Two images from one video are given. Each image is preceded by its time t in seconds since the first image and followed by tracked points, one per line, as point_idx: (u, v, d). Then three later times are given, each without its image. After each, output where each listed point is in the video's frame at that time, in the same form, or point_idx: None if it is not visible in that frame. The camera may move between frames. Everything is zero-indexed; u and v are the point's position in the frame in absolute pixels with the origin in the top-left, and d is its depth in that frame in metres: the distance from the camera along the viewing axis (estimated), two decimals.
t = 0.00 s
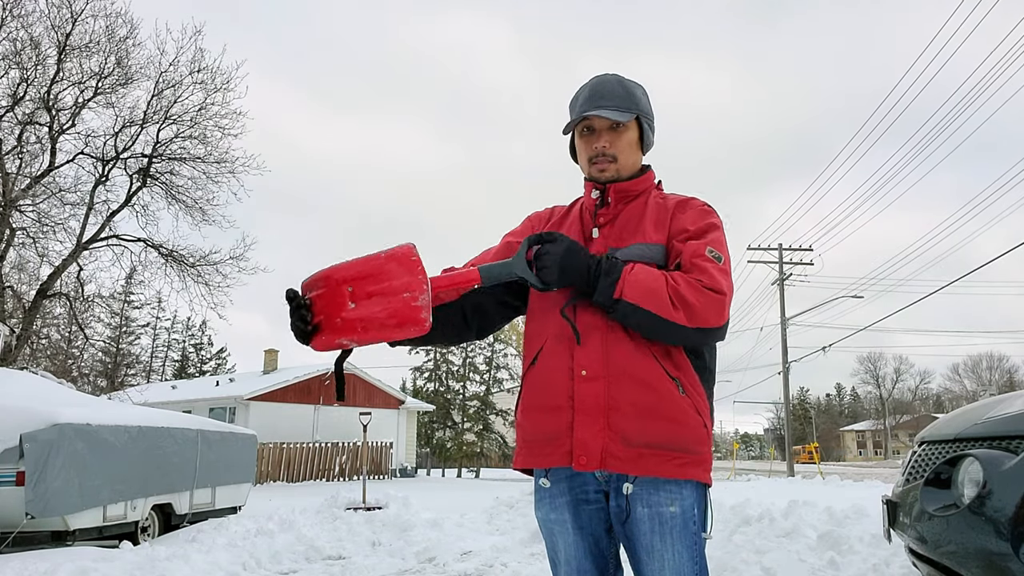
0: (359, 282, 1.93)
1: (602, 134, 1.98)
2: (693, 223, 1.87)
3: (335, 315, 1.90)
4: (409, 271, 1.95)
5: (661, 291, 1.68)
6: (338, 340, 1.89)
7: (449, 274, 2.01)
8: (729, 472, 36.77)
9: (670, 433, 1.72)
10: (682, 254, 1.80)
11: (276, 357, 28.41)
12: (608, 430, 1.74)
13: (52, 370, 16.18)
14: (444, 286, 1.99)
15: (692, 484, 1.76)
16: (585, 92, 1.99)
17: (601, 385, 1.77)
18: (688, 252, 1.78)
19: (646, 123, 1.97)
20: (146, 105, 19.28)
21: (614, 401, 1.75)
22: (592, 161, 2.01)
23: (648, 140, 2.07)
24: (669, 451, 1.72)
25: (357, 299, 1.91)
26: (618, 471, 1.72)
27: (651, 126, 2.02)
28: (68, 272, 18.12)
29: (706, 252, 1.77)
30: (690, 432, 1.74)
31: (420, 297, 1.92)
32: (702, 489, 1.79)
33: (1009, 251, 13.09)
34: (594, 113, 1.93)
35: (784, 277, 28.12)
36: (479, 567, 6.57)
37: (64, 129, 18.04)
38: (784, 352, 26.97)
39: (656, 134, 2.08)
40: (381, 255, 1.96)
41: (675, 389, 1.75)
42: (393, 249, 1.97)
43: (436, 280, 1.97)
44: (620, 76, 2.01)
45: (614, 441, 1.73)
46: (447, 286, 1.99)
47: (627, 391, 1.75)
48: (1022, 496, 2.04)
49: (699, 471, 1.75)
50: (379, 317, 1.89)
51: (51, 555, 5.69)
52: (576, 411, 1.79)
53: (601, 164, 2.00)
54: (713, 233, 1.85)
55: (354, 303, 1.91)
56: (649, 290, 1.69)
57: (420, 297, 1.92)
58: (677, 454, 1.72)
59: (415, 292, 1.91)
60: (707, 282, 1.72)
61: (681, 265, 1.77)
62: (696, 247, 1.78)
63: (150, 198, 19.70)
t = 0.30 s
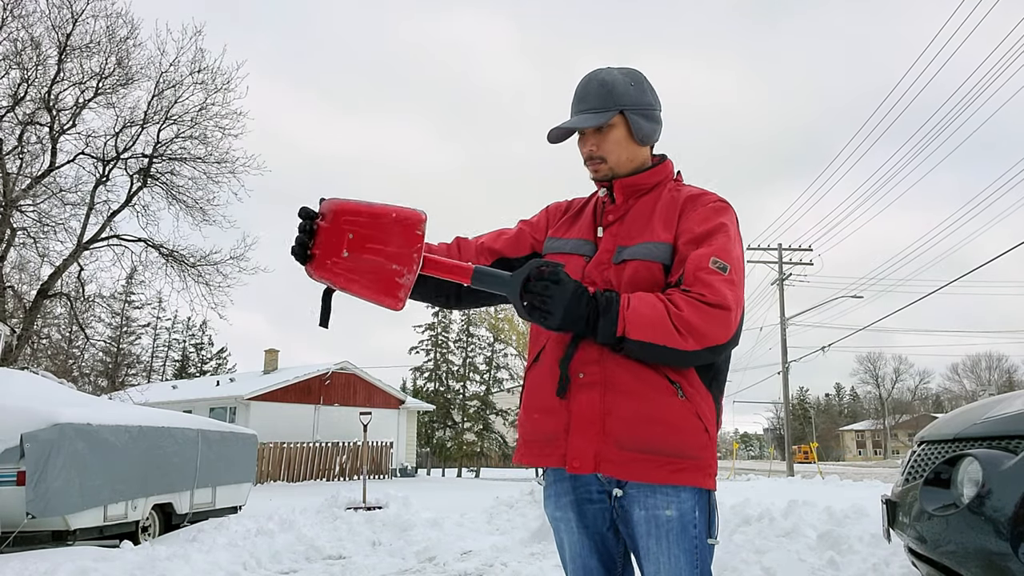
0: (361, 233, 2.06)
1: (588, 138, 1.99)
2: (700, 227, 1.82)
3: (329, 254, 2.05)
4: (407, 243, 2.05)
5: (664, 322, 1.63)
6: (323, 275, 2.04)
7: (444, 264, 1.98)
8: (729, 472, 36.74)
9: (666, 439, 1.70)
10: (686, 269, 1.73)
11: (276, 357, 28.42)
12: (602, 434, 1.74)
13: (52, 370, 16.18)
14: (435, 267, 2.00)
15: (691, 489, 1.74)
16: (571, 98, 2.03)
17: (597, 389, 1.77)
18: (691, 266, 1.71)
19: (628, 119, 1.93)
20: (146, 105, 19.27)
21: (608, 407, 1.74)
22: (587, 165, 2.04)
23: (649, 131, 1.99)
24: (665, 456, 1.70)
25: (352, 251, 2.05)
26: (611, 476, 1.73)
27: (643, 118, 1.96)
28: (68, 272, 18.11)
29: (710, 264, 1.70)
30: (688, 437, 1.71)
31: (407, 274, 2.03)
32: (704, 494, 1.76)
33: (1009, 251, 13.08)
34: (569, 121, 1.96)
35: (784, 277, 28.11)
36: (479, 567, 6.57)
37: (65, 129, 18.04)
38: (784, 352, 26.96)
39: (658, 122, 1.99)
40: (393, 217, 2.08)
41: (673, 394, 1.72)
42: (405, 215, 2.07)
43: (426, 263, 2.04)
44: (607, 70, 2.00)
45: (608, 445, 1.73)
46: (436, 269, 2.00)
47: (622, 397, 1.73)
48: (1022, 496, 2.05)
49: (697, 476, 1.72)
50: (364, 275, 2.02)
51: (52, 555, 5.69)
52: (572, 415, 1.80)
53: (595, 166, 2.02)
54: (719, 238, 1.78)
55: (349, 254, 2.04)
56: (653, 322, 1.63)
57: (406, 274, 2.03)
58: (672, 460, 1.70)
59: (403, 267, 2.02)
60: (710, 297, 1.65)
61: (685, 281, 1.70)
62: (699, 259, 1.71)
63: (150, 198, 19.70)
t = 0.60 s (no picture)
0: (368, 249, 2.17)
1: (597, 132, 1.99)
2: (715, 222, 1.79)
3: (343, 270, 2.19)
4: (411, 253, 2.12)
5: (678, 327, 1.60)
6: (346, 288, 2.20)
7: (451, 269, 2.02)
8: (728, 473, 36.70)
9: (670, 441, 1.69)
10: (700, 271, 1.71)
11: (276, 357, 28.43)
12: (605, 435, 1.74)
13: (52, 370, 16.19)
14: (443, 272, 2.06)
15: (697, 492, 1.72)
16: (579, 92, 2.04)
17: (602, 390, 1.77)
18: (708, 268, 1.69)
19: (638, 111, 1.92)
20: (147, 105, 19.27)
21: (612, 408, 1.74)
22: (597, 159, 2.04)
23: (660, 123, 1.97)
24: (667, 459, 1.69)
25: (365, 267, 2.15)
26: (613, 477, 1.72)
27: (652, 110, 1.95)
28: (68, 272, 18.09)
29: (729, 266, 1.68)
30: (693, 439, 1.69)
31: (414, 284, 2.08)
32: (711, 497, 1.75)
33: (1009, 251, 13.06)
34: (576, 115, 1.97)
35: (784, 277, 28.09)
36: (479, 567, 6.56)
37: (65, 129, 18.04)
38: (784, 351, 26.93)
39: (669, 115, 1.98)
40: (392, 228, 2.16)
41: (680, 395, 1.70)
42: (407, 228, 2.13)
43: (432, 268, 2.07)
44: (616, 64, 2.00)
45: (611, 447, 1.73)
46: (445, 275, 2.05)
47: (626, 398, 1.73)
48: (1022, 496, 2.05)
49: (702, 478, 1.70)
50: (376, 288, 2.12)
51: (52, 555, 5.69)
52: (577, 415, 1.80)
53: (605, 160, 2.02)
54: (734, 236, 1.76)
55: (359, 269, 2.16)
56: (672, 326, 1.61)
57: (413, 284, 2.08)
58: (675, 462, 1.69)
59: (410, 277, 2.07)
60: (727, 301, 1.64)
61: (699, 284, 1.68)
62: (717, 260, 1.69)
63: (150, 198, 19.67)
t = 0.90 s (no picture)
0: (376, 260, 2.17)
1: (632, 115, 1.97)
2: (722, 213, 1.80)
3: (354, 282, 2.20)
4: (422, 256, 2.15)
5: (679, 286, 1.62)
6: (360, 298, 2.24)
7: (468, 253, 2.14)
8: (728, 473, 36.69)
9: (681, 436, 1.69)
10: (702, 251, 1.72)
11: (276, 357, 28.43)
12: (615, 430, 1.75)
13: (52, 370, 16.20)
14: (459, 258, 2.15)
15: (707, 490, 1.72)
16: (613, 73, 2.00)
17: (612, 383, 1.77)
18: (709, 248, 1.71)
19: (680, 102, 1.96)
20: (146, 105, 19.26)
21: (622, 401, 1.74)
22: (624, 145, 2.01)
23: (686, 120, 2.04)
24: (679, 455, 1.69)
25: (377, 276, 2.19)
26: (623, 472, 1.73)
27: (687, 106, 2.00)
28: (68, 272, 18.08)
29: (729, 246, 1.69)
30: (703, 435, 1.70)
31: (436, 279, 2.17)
32: (720, 496, 1.75)
33: (1010, 251, 13.06)
34: (623, 94, 1.94)
35: (784, 277, 28.08)
36: (479, 567, 6.56)
37: (65, 129, 18.04)
38: (784, 352, 26.92)
39: (695, 113, 2.05)
40: (395, 238, 2.15)
41: (692, 389, 1.71)
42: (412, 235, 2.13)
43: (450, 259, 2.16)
44: (652, 53, 2.01)
45: (621, 442, 1.73)
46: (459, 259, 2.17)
47: (636, 391, 1.73)
48: (1022, 495, 2.05)
49: (713, 474, 1.70)
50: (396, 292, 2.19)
51: (52, 555, 5.69)
52: (586, 410, 1.80)
53: (633, 147, 2.00)
54: (742, 224, 1.77)
55: (374, 278, 2.19)
56: (668, 281, 1.63)
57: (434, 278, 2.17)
58: (687, 459, 1.69)
59: (430, 275, 2.15)
60: (725, 278, 1.63)
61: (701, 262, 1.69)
62: (717, 242, 1.70)
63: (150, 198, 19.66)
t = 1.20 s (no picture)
0: (381, 243, 2.11)
1: (643, 113, 1.97)
2: (732, 217, 1.81)
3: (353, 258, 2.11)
4: (427, 249, 2.09)
5: (692, 306, 1.62)
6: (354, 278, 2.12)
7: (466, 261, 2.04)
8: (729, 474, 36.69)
9: (690, 439, 1.69)
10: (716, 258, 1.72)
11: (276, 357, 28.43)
12: (622, 432, 1.74)
13: (52, 370, 16.21)
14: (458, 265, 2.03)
15: (712, 492, 1.72)
16: (625, 69, 1.97)
17: (618, 386, 1.77)
18: (723, 255, 1.71)
19: (690, 103, 1.96)
20: (146, 105, 19.26)
21: (630, 403, 1.74)
22: (633, 143, 2.00)
23: (692, 121, 2.05)
24: (687, 457, 1.69)
25: (377, 259, 2.10)
26: (629, 474, 1.72)
27: (694, 106, 2.01)
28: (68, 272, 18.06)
29: (744, 254, 1.69)
30: (711, 437, 1.70)
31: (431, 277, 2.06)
32: (725, 497, 1.75)
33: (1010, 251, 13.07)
34: (637, 91, 1.92)
35: (784, 277, 28.11)
36: (479, 567, 6.56)
37: (65, 129, 18.03)
38: (784, 351, 26.94)
39: (701, 113, 2.06)
40: (408, 223, 2.11)
41: (700, 392, 1.72)
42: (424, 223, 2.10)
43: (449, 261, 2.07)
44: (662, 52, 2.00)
45: (628, 443, 1.73)
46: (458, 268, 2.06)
47: (645, 394, 1.74)
48: (1023, 495, 2.05)
49: (719, 477, 1.71)
50: (388, 279, 2.07)
51: (51, 555, 5.69)
52: (592, 411, 1.80)
53: (642, 145, 1.99)
54: (752, 229, 1.78)
55: (372, 260, 2.10)
56: (680, 305, 1.63)
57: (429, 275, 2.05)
58: (694, 461, 1.69)
59: (428, 270, 2.05)
60: (742, 288, 1.65)
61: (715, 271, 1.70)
62: (732, 249, 1.70)
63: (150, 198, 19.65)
